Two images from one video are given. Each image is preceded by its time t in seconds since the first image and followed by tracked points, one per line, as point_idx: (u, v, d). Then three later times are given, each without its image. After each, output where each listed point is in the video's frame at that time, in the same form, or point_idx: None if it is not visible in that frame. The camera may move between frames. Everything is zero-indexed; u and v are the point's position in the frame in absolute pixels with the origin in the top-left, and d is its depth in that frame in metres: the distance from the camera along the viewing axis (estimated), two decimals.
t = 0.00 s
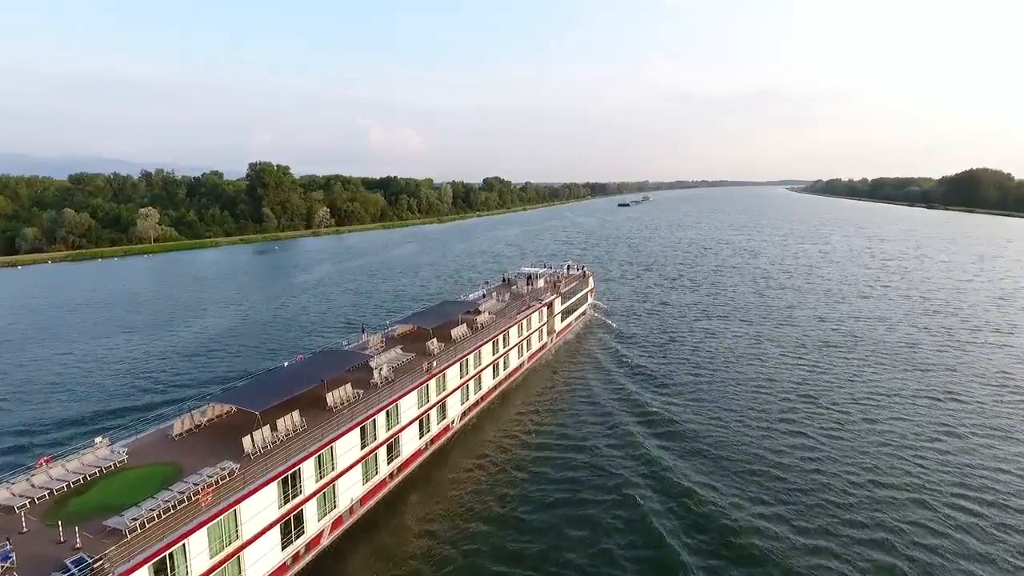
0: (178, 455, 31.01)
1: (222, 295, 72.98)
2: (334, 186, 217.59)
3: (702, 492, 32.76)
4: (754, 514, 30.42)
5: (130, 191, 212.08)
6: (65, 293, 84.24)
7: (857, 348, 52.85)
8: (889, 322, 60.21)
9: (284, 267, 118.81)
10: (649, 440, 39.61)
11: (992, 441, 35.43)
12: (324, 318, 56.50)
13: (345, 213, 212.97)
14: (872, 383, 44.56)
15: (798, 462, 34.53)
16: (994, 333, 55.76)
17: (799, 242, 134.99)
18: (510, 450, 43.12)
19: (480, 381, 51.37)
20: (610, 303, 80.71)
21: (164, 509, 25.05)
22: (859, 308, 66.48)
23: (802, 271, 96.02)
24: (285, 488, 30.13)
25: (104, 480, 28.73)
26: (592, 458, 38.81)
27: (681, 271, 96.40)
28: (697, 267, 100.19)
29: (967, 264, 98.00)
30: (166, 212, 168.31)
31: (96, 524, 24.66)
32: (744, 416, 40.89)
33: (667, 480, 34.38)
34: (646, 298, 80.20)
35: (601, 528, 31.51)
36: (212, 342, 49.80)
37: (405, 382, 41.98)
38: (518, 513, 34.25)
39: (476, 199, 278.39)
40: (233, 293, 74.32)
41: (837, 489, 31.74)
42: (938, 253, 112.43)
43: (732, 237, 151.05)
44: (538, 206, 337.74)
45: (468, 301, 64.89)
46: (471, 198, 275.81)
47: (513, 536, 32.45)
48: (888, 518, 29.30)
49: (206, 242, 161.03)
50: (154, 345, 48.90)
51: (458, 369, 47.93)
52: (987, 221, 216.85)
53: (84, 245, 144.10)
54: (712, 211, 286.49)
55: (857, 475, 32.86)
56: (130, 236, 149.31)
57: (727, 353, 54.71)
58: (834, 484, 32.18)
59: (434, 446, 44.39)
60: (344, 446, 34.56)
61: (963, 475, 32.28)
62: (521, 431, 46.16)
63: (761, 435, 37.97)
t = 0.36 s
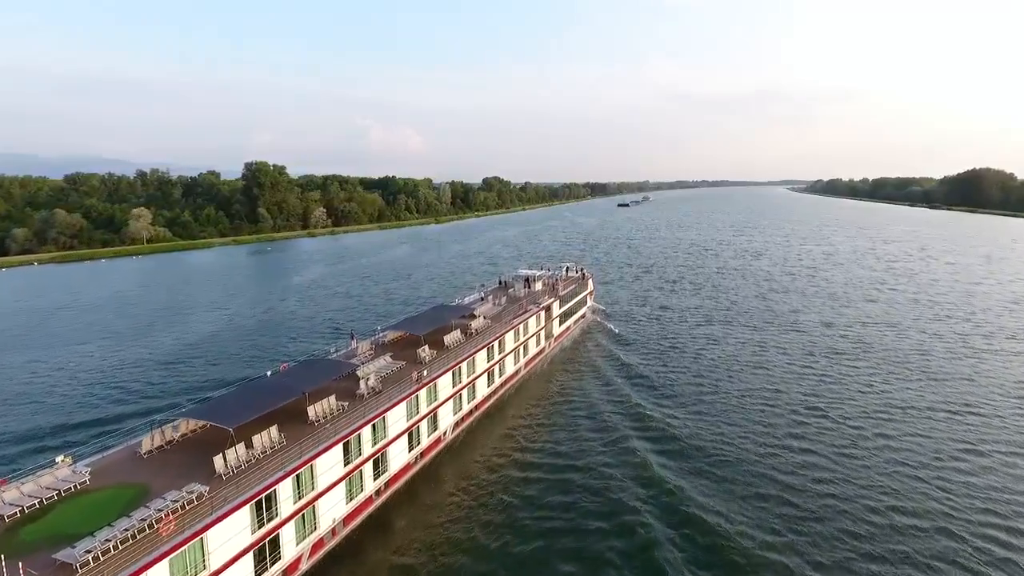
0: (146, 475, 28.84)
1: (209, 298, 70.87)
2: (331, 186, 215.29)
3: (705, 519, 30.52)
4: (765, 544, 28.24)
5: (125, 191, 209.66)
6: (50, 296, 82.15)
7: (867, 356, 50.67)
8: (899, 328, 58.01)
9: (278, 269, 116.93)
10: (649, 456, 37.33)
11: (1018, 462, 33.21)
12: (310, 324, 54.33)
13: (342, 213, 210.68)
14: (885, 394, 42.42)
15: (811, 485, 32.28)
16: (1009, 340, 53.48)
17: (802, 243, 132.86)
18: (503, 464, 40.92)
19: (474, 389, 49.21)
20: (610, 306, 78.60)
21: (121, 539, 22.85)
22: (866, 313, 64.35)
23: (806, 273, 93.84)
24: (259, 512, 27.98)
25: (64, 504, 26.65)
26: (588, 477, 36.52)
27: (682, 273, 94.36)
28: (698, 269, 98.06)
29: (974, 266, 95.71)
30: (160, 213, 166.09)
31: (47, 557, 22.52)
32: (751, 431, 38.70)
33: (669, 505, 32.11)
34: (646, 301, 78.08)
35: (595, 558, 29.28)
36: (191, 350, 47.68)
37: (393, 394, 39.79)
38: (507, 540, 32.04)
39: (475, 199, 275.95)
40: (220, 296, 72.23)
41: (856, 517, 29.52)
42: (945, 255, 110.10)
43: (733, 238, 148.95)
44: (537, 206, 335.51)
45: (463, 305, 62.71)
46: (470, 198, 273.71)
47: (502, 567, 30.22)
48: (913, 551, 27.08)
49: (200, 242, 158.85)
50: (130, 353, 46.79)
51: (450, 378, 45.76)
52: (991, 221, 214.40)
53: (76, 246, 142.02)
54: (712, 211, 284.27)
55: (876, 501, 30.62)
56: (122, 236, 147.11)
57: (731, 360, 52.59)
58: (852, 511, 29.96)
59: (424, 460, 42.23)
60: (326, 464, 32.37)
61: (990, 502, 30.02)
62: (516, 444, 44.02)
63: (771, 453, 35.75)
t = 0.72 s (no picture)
0: (108, 497, 26.72)
1: (196, 301, 68.80)
2: (328, 185, 213.16)
3: (710, 550, 28.44)
4: None
5: (121, 190, 207.63)
6: (35, 299, 80.06)
7: (878, 365, 48.49)
8: (909, 335, 55.80)
9: (272, 270, 115.16)
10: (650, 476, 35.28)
11: None
12: (296, 330, 52.23)
13: (340, 214, 208.63)
14: (899, 407, 40.26)
15: (825, 512, 30.11)
16: None
17: (805, 244, 130.83)
18: (496, 481, 38.78)
19: (466, 399, 47.06)
20: (609, 310, 76.53)
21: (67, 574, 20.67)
22: (874, 317, 62.27)
23: (811, 275, 91.64)
24: (229, 540, 25.84)
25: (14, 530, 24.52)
26: (585, 499, 34.42)
27: (683, 275, 92.40)
28: (699, 271, 96.01)
29: (983, 269, 93.38)
30: (154, 214, 164.08)
31: None
32: (759, 448, 36.52)
33: (671, 533, 30.05)
34: (646, 305, 76.01)
35: None
36: (169, 359, 45.63)
37: (380, 406, 37.69)
38: (497, 568, 29.94)
39: (474, 199, 273.83)
40: (207, 299, 70.15)
41: (875, 550, 27.36)
42: (951, 257, 107.85)
43: (734, 239, 147.00)
44: (537, 206, 333.38)
45: (457, 309, 60.66)
46: (469, 198, 271.54)
47: None
48: None
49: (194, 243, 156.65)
50: (105, 363, 44.74)
51: (441, 388, 43.61)
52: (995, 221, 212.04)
53: (69, 246, 140.02)
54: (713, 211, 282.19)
55: (896, 531, 28.47)
56: (115, 237, 145.04)
57: (735, 368, 50.45)
58: (871, 544, 27.72)
59: (413, 475, 40.08)
60: (305, 484, 30.26)
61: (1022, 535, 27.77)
62: (509, 458, 41.86)
63: (780, 474, 33.54)
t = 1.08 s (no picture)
0: (65, 522, 24.65)
1: (182, 305, 66.68)
2: (325, 185, 211.01)
3: None
4: None
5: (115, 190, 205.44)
6: (18, 302, 77.93)
7: (890, 374, 46.29)
8: (921, 342, 53.54)
9: (266, 272, 113.13)
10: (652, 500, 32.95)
11: None
12: (280, 337, 50.04)
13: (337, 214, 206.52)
14: (915, 422, 38.08)
15: (843, 544, 27.90)
16: None
17: (808, 246, 128.87)
18: (488, 499, 36.62)
19: (459, 409, 44.89)
20: (609, 313, 74.38)
21: None
22: (883, 323, 59.98)
23: (816, 277, 89.41)
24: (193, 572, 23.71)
25: None
26: (580, 523, 32.20)
27: (684, 277, 90.34)
28: (700, 273, 93.81)
29: (993, 271, 90.98)
30: (148, 214, 161.96)
31: None
32: (767, 468, 34.28)
33: (673, 565, 27.85)
34: (647, 308, 73.85)
35: None
36: (145, 369, 43.56)
37: (365, 419, 35.51)
38: None
39: (473, 199, 271.63)
40: (194, 302, 68.04)
41: None
42: (959, 258, 105.55)
43: (736, 240, 144.88)
44: (537, 206, 331.11)
45: (452, 313, 58.46)
46: (468, 198, 269.31)
47: None
48: None
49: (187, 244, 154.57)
50: (77, 373, 42.65)
51: (432, 399, 41.42)
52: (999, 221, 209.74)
53: (60, 247, 137.94)
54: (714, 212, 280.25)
55: (922, 567, 26.24)
56: (107, 238, 142.94)
57: (740, 377, 48.21)
58: None
59: (401, 491, 37.90)
60: (281, 506, 28.11)
61: None
62: (503, 473, 39.69)
63: (793, 500, 31.29)
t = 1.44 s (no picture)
0: (11, 555, 22.53)
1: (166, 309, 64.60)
2: (322, 185, 208.92)
3: None
4: None
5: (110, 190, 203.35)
6: None
7: (903, 384, 44.16)
8: (933, 350, 51.37)
9: (259, 273, 111.12)
10: (651, 525, 30.92)
11: None
12: (263, 344, 48.06)
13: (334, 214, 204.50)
14: (933, 440, 35.89)
15: None
16: None
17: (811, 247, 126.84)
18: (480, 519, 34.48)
19: (451, 420, 42.70)
20: (609, 317, 72.22)
21: None
22: (892, 329, 57.82)
23: (820, 279, 87.21)
24: None
25: None
26: (575, 550, 30.08)
27: (685, 279, 88.31)
28: (702, 276, 91.73)
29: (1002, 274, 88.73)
30: (141, 215, 159.81)
31: None
32: (777, 491, 32.13)
33: None
34: (647, 312, 71.67)
35: None
36: (119, 380, 41.73)
37: (348, 435, 33.39)
38: None
39: (473, 199, 269.54)
40: (179, 306, 65.95)
41: None
42: (966, 260, 103.35)
43: (738, 241, 142.82)
44: (537, 206, 328.95)
45: (445, 318, 56.38)
46: (467, 198, 267.14)
47: None
48: None
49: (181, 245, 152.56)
50: (47, 385, 40.88)
51: (421, 410, 39.25)
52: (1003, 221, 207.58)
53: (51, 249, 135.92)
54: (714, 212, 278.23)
55: None
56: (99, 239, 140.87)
57: (746, 388, 45.98)
58: None
59: (388, 509, 35.72)
60: (252, 534, 25.99)
61: None
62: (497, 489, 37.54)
63: (808, 529, 29.08)
